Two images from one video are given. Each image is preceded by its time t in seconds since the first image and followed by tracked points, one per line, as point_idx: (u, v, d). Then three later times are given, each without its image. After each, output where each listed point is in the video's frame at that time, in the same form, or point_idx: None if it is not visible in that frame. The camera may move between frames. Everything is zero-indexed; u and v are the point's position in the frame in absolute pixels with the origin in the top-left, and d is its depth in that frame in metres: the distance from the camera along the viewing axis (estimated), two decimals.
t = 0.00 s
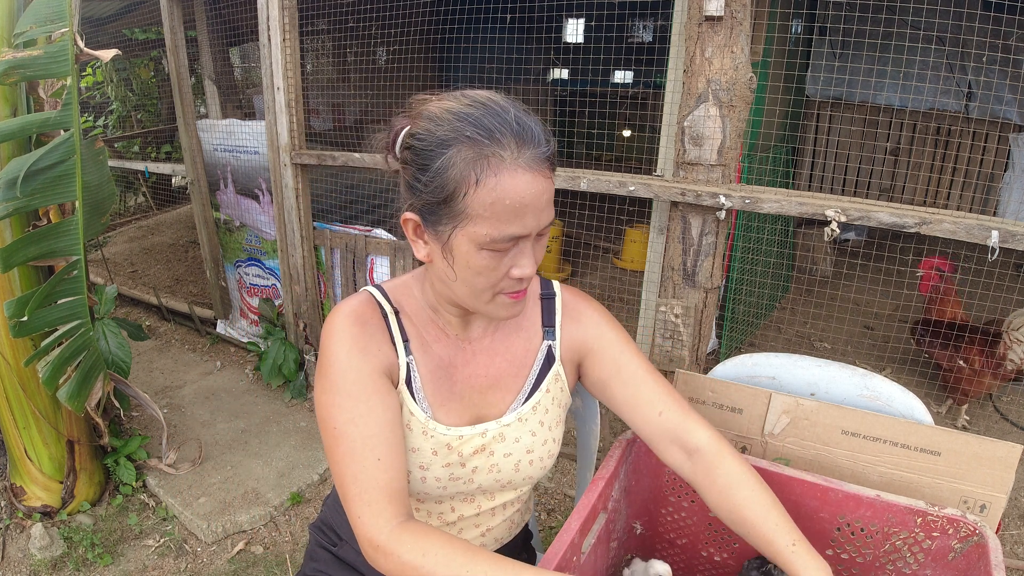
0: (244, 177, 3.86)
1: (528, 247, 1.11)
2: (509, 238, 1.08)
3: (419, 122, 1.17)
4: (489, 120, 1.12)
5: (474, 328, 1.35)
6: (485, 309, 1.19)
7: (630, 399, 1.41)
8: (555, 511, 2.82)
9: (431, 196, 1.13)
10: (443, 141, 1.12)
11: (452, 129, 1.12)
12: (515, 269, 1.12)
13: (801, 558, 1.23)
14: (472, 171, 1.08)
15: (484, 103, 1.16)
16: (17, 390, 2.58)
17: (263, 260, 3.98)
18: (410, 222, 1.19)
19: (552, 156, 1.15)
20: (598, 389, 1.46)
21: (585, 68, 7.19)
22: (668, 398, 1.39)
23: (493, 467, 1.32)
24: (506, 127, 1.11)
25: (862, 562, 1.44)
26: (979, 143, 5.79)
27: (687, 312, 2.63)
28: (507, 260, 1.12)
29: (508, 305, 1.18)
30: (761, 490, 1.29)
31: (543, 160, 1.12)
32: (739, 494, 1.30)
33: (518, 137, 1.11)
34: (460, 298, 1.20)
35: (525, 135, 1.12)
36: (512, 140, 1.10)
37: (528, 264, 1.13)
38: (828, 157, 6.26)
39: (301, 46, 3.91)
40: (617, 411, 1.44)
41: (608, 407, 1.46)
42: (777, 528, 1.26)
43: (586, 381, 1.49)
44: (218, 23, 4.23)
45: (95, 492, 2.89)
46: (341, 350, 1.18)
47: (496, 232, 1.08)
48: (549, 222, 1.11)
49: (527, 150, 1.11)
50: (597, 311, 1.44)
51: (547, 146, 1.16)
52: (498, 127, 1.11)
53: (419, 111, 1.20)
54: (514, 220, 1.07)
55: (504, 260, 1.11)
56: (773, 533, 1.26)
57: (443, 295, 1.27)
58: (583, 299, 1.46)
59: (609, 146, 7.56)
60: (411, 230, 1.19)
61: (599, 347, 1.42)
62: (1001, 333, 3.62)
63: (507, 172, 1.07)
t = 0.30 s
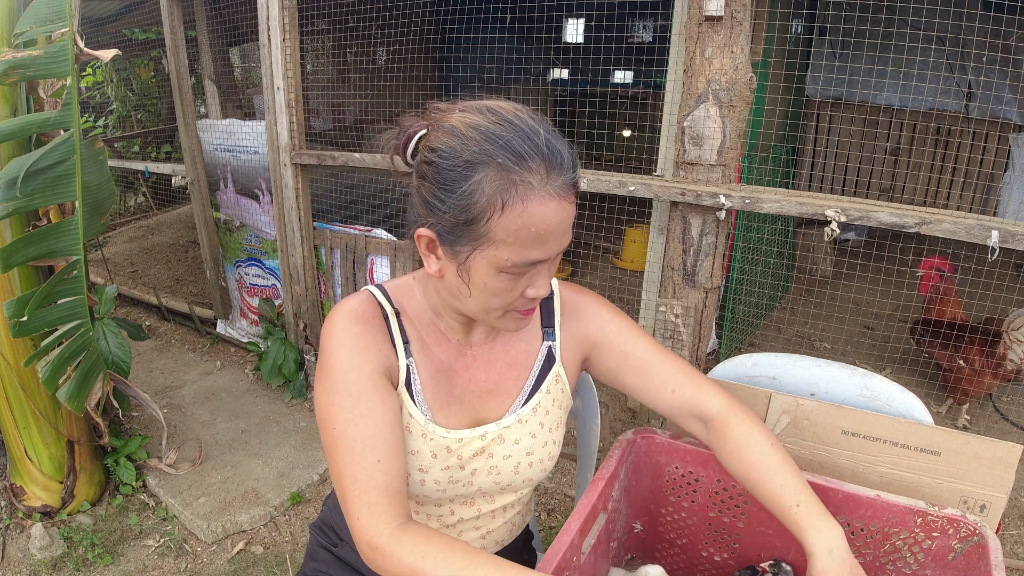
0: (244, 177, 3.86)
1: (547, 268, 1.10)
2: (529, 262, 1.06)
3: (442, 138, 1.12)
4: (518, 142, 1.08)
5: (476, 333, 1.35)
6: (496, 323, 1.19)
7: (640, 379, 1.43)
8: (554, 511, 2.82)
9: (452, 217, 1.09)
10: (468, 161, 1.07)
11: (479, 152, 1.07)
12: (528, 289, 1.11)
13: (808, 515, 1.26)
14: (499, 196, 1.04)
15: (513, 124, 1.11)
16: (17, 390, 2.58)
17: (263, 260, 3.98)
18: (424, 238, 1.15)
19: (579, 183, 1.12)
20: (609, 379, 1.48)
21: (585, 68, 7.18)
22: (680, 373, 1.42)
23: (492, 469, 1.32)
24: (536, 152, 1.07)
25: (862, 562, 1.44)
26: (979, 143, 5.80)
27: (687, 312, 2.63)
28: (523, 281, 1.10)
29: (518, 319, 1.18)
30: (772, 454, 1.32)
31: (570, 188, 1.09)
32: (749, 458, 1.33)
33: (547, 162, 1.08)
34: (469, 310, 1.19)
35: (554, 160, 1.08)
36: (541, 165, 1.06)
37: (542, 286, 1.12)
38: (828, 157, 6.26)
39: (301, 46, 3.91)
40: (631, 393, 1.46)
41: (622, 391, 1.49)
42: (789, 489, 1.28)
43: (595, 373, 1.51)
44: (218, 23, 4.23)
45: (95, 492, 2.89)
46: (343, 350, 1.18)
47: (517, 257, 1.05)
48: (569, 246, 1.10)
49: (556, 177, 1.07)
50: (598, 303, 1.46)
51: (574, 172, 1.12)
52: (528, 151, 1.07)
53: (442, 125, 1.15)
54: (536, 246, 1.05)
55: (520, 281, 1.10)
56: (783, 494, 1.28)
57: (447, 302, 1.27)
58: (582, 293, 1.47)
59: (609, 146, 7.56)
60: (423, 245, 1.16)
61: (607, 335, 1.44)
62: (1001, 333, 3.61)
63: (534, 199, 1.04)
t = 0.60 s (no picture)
0: (244, 177, 3.85)
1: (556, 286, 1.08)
2: (540, 283, 1.04)
3: (447, 158, 1.06)
4: (528, 164, 1.04)
5: (476, 341, 1.31)
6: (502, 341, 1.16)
7: (641, 348, 1.45)
8: (554, 511, 2.82)
9: (460, 244, 1.04)
10: (477, 185, 1.03)
11: (488, 175, 1.03)
12: (537, 306, 1.09)
13: (796, 453, 1.30)
14: (510, 221, 1.00)
15: (520, 141, 1.07)
16: (17, 390, 2.58)
17: (263, 260, 3.98)
18: (428, 260, 1.10)
19: (589, 201, 1.09)
20: (613, 359, 1.50)
21: (585, 68, 7.17)
22: (682, 341, 1.46)
23: (493, 471, 1.32)
24: (546, 173, 1.04)
25: (862, 562, 1.44)
26: (979, 143, 5.80)
27: (687, 312, 2.63)
28: (530, 300, 1.07)
29: (526, 335, 1.16)
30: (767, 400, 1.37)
31: (581, 207, 1.06)
32: (744, 405, 1.37)
33: (558, 181, 1.04)
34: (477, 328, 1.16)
35: (565, 181, 1.05)
36: (553, 187, 1.03)
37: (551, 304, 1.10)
38: (828, 157, 6.26)
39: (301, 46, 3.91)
40: (641, 369, 1.49)
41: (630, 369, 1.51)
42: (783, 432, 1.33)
43: (598, 359, 1.52)
44: (218, 23, 4.23)
45: (95, 492, 2.89)
46: (327, 353, 1.17)
47: (528, 279, 1.03)
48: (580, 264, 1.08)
49: (567, 198, 1.04)
50: (597, 292, 1.45)
51: (584, 189, 1.09)
52: (537, 172, 1.04)
53: (445, 143, 1.09)
54: (547, 267, 1.03)
55: (528, 300, 1.07)
56: (776, 434, 1.33)
57: (446, 315, 1.24)
58: (582, 285, 1.45)
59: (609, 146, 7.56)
60: (428, 267, 1.11)
61: (608, 324, 1.45)
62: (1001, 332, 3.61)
63: (547, 223, 1.01)
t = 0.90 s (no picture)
0: (244, 177, 3.85)
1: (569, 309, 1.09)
2: (557, 308, 1.06)
3: (466, 177, 1.03)
4: (552, 185, 1.02)
5: (478, 353, 1.29)
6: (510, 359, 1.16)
7: (645, 350, 1.46)
8: (554, 511, 2.83)
9: (478, 267, 1.03)
10: (498, 207, 1.01)
11: (511, 196, 1.01)
12: (551, 327, 1.10)
13: (804, 428, 1.32)
14: (534, 245, 1.00)
15: (544, 160, 1.04)
16: (17, 390, 2.58)
17: (262, 260, 3.98)
18: (439, 279, 1.08)
19: (611, 223, 1.09)
20: (617, 365, 1.50)
21: (585, 68, 7.16)
22: (684, 343, 1.46)
23: (491, 483, 1.32)
24: (570, 196, 1.02)
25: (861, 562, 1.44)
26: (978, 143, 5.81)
27: (687, 312, 2.63)
28: (545, 321, 1.08)
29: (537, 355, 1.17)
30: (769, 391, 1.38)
31: (604, 230, 1.06)
32: (748, 393, 1.39)
33: (582, 203, 1.03)
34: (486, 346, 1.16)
35: (589, 203, 1.04)
36: (577, 210, 1.02)
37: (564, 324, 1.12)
38: (828, 157, 6.26)
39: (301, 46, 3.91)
40: (647, 373, 1.49)
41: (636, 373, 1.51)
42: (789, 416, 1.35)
43: (605, 366, 1.51)
44: (218, 23, 4.23)
45: (95, 492, 2.89)
46: (305, 361, 1.23)
47: (546, 304, 1.04)
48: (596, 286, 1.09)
49: (591, 222, 1.04)
50: (603, 301, 1.44)
51: (607, 209, 1.09)
52: (561, 194, 1.02)
53: (462, 158, 1.07)
54: (566, 293, 1.04)
55: (542, 322, 1.08)
56: (783, 416, 1.35)
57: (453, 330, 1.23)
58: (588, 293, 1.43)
59: (609, 146, 7.55)
60: (439, 286, 1.10)
61: (613, 331, 1.43)
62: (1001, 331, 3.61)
63: (571, 248, 1.01)
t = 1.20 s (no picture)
0: (244, 177, 3.85)
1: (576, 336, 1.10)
2: (564, 335, 1.07)
3: (481, 202, 1.02)
4: (570, 217, 1.00)
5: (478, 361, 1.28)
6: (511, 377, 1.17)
7: (649, 354, 1.45)
8: (554, 510, 2.83)
9: (486, 292, 1.02)
10: (512, 237, 0.99)
11: (527, 227, 0.99)
12: (554, 350, 1.10)
13: (791, 446, 1.32)
14: (547, 279, 0.99)
15: (565, 189, 1.02)
16: (17, 390, 2.58)
17: (262, 260, 3.98)
18: (445, 298, 1.07)
19: (626, 254, 1.09)
20: (622, 368, 1.49)
21: (585, 68, 7.16)
22: (688, 348, 1.45)
23: (490, 490, 1.32)
24: (587, 229, 1.01)
25: (861, 562, 1.44)
26: (978, 143, 5.81)
27: (687, 312, 2.63)
28: (550, 347, 1.09)
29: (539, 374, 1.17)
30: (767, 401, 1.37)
31: (617, 263, 1.06)
32: (744, 400, 1.39)
33: (599, 236, 1.02)
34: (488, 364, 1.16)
35: (606, 235, 1.03)
36: (593, 244, 1.01)
37: (567, 348, 1.12)
38: (828, 157, 6.26)
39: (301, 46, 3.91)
40: (651, 375, 1.49)
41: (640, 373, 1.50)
42: (781, 431, 1.34)
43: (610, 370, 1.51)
44: (218, 23, 4.23)
45: (95, 492, 2.89)
46: (303, 367, 1.24)
47: (552, 332, 1.05)
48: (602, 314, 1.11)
49: (606, 256, 1.03)
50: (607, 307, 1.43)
51: (622, 239, 1.08)
52: (577, 227, 1.00)
53: (478, 181, 1.05)
54: (573, 322, 1.05)
55: (547, 347, 1.09)
56: (774, 432, 1.34)
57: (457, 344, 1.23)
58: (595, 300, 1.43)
59: (609, 146, 7.55)
60: (444, 304, 1.09)
61: (615, 334, 1.43)
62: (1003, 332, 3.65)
63: (583, 283, 1.01)
